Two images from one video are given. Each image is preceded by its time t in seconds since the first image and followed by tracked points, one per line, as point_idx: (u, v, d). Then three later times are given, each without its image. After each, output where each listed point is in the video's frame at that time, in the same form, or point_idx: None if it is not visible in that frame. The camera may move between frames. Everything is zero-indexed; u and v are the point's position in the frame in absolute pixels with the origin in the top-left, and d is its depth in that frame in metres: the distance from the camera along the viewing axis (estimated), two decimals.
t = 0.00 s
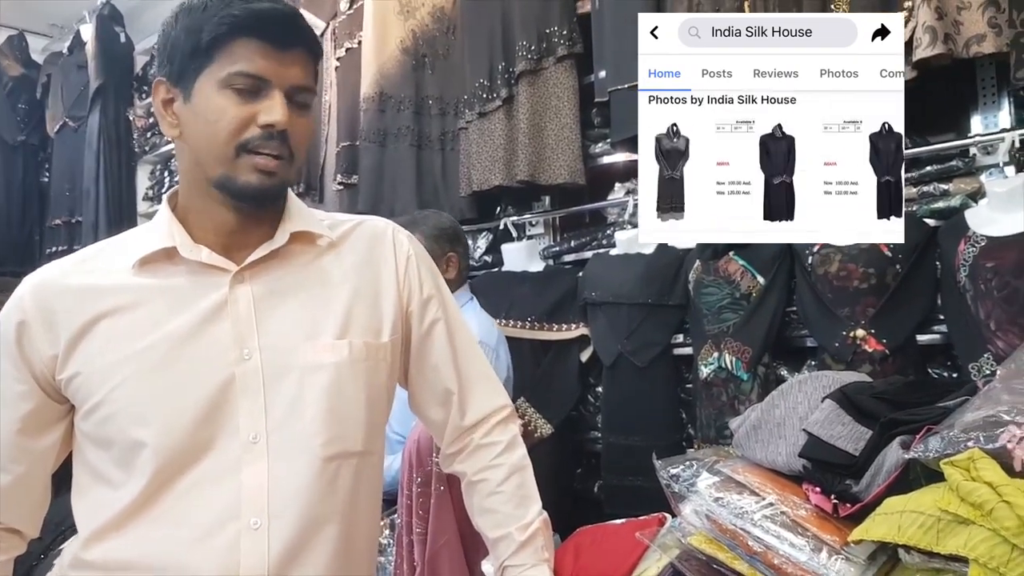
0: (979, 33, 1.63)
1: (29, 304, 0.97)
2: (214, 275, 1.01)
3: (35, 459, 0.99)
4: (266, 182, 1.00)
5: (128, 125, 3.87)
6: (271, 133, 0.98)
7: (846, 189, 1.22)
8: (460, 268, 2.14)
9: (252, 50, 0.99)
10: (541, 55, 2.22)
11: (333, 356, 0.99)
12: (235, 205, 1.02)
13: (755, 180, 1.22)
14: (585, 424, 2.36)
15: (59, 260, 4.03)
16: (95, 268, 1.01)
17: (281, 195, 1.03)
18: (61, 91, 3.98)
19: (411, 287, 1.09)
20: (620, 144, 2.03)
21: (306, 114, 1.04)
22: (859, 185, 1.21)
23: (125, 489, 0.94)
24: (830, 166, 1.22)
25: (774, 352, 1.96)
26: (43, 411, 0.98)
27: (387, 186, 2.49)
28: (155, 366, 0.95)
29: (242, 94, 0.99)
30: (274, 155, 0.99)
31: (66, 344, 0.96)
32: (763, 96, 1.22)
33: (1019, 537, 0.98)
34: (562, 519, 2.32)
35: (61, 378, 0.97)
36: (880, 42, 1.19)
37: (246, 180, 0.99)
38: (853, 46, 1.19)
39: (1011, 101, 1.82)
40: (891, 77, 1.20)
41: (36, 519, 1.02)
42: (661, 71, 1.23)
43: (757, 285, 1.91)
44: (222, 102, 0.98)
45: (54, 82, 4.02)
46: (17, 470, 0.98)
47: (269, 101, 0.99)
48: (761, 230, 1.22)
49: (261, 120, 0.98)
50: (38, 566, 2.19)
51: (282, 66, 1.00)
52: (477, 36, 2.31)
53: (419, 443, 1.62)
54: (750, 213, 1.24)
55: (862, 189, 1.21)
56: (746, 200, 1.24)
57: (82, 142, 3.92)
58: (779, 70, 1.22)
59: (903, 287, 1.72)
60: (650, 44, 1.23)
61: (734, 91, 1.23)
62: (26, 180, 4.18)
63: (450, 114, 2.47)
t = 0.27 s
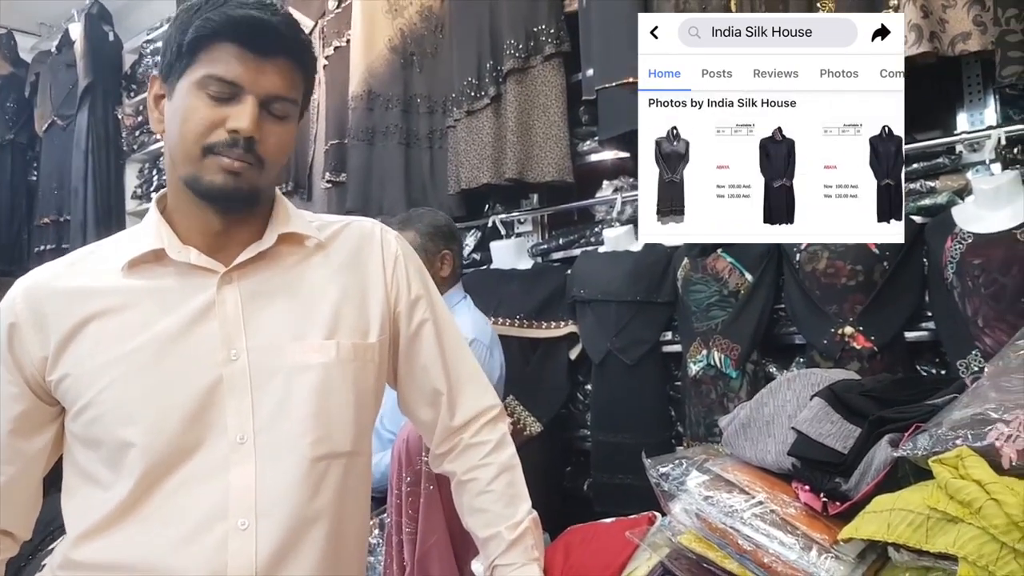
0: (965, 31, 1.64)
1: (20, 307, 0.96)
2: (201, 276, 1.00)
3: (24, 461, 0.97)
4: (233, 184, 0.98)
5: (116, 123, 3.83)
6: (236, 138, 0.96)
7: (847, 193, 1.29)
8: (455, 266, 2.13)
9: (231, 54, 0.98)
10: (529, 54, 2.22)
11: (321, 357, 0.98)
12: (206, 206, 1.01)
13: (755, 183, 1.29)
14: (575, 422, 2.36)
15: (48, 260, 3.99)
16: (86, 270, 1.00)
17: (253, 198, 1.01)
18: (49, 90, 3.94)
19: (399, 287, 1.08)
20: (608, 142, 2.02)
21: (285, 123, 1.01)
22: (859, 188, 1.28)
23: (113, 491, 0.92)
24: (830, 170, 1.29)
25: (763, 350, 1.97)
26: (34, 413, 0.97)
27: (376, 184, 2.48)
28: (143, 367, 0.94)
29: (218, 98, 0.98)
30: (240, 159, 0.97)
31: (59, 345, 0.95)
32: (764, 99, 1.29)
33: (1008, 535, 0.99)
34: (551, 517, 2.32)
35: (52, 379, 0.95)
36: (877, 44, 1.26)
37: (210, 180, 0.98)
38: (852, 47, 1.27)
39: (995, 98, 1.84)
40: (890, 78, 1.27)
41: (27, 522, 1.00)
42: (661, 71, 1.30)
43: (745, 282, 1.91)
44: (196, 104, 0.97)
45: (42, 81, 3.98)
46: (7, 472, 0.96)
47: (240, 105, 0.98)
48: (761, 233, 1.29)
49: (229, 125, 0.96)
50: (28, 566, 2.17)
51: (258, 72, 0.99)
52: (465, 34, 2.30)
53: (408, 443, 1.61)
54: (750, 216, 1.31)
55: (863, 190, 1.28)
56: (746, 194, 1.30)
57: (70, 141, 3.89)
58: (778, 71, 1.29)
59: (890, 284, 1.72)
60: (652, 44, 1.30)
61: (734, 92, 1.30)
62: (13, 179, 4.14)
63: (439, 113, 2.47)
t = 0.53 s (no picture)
0: (955, 35, 1.66)
1: (19, 318, 0.95)
2: (197, 285, 1.00)
3: (22, 472, 0.97)
4: (242, 195, 0.99)
5: (112, 133, 3.82)
6: (241, 149, 0.96)
7: (847, 195, 1.22)
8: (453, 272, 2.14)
9: (224, 67, 0.98)
10: (521, 61, 2.22)
11: (316, 365, 0.98)
12: (211, 217, 1.01)
13: (755, 186, 1.22)
14: (571, 428, 2.36)
15: (45, 270, 3.98)
16: (84, 280, 0.99)
17: (259, 207, 1.01)
18: (45, 100, 3.94)
19: (393, 295, 1.08)
20: (601, 148, 2.02)
21: (283, 130, 1.02)
22: (859, 191, 1.21)
23: (111, 500, 0.92)
24: (830, 172, 1.22)
25: (758, 354, 1.97)
26: (34, 422, 0.96)
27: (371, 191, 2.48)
28: (141, 376, 0.94)
29: (216, 111, 0.97)
30: (246, 169, 0.98)
31: (59, 355, 0.95)
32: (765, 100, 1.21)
33: (1002, 539, 0.99)
34: (547, 523, 2.31)
35: (52, 389, 0.95)
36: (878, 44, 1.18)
37: (219, 193, 0.98)
38: (853, 46, 1.18)
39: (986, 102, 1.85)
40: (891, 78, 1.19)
41: (27, 533, 0.99)
42: (661, 71, 1.22)
43: (739, 287, 1.91)
44: (195, 119, 0.97)
45: (39, 91, 3.98)
46: (6, 481, 0.96)
47: (240, 117, 0.98)
48: (761, 236, 1.21)
49: (231, 137, 0.96)
50: None
51: (254, 82, 0.98)
52: (458, 42, 2.30)
53: (403, 450, 1.60)
54: (750, 219, 1.23)
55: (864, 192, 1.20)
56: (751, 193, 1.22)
57: (66, 151, 3.88)
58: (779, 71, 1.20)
59: (884, 288, 1.73)
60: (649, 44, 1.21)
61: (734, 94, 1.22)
62: (10, 190, 4.13)
63: (432, 120, 2.47)
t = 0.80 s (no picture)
0: (954, 40, 1.66)
1: (16, 315, 0.96)
2: (195, 284, 1.00)
3: (19, 469, 0.97)
4: (234, 191, 0.99)
5: (112, 131, 3.83)
6: (233, 146, 0.97)
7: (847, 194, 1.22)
8: (453, 273, 2.15)
9: (218, 64, 0.98)
10: (520, 63, 2.22)
11: (313, 364, 0.98)
12: (206, 214, 1.01)
13: (755, 186, 1.22)
14: (568, 429, 2.36)
15: (44, 268, 3.98)
16: (84, 277, 1.00)
17: (253, 204, 1.02)
18: (45, 98, 3.94)
19: (390, 295, 1.08)
20: (600, 151, 2.03)
21: (278, 127, 1.02)
22: (859, 192, 1.21)
23: (107, 498, 0.92)
24: (830, 172, 1.22)
25: (754, 357, 1.98)
26: (29, 420, 0.97)
27: (370, 192, 2.48)
28: (138, 374, 0.94)
29: (209, 109, 0.98)
30: (239, 165, 0.98)
31: (54, 353, 0.95)
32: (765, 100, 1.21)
33: (994, 542, 0.99)
34: (544, 525, 2.31)
35: (49, 387, 0.95)
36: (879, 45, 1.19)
37: (211, 188, 0.98)
38: (853, 46, 1.19)
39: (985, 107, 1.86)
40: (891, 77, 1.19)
41: (22, 530, 1.00)
42: (661, 71, 1.22)
43: (736, 290, 1.92)
44: (188, 115, 0.98)
45: (38, 89, 3.99)
46: (2, 479, 0.96)
47: (233, 114, 0.98)
48: (761, 236, 1.21)
49: (223, 134, 0.97)
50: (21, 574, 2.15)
51: (247, 79, 0.99)
52: (457, 44, 2.31)
53: (400, 450, 1.61)
54: (750, 219, 1.23)
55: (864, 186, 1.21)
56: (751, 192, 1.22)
57: (66, 149, 3.89)
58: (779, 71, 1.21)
59: (881, 292, 1.73)
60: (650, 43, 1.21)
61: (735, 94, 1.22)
62: (9, 188, 4.13)
63: (431, 121, 2.47)
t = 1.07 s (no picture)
0: (949, 44, 1.68)
1: (12, 315, 0.96)
2: (192, 285, 1.00)
3: (15, 470, 0.97)
4: (229, 196, 0.99)
5: (109, 132, 3.83)
6: (230, 146, 0.97)
7: (847, 194, 1.22)
8: (447, 275, 2.16)
9: (217, 64, 0.99)
10: (519, 66, 2.23)
11: (310, 366, 0.99)
12: (202, 215, 1.01)
13: (755, 186, 1.22)
14: (565, 431, 2.37)
15: (40, 269, 3.97)
16: (80, 279, 1.00)
17: (249, 206, 1.02)
18: (42, 98, 3.94)
19: (387, 297, 1.09)
20: (597, 153, 2.03)
21: (277, 128, 1.02)
22: (859, 192, 1.21)
23: (103, 500, 0.93)
24: (830, 172, 1.23)
25: (751, 359, 1.98)
26: (24, 421, 0.97)
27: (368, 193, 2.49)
28: (134, 376, 0.94)
29: (208, 108, 0.99)
30: (234, 167, 0.99)
31: (50, 354, 0.95)
32: (765, 100, 1.22)
33: (987, 543, 1.00)
34: (540, 526, 2.32)
35: (43, 388, 0.95)
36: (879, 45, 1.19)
37: (206, 191, 0.99)
38: (853, 46, 1.19)
39: (980, 110, 1.87)
40: (891, 77, 1.20)
41: (16, 531, 1.00)
42: (661, 71, 1.22)
43: (733, 292, 1.93)
44: (186, 115, 0.98)
45: (35, 90, 3.99)
46: None
47: (231, 115, 0.99)
48: (761, 236, 1.21)
49: (221, 134, 0.97)
50: None
51: (247, 80, 1.00)
52: (456, 45, 2.31)
53: (397, 452, 1.61)
54: (750, 219, 1.23)
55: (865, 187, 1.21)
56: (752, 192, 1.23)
57: (62, 150, 3.88)
58: (779, 71, 1.21)
59: (877, 295, 1.74)
60: (650, 44, 1.21)
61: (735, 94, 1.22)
62: (5, 188, 4.13)
63: (429, 123, 2.49)
